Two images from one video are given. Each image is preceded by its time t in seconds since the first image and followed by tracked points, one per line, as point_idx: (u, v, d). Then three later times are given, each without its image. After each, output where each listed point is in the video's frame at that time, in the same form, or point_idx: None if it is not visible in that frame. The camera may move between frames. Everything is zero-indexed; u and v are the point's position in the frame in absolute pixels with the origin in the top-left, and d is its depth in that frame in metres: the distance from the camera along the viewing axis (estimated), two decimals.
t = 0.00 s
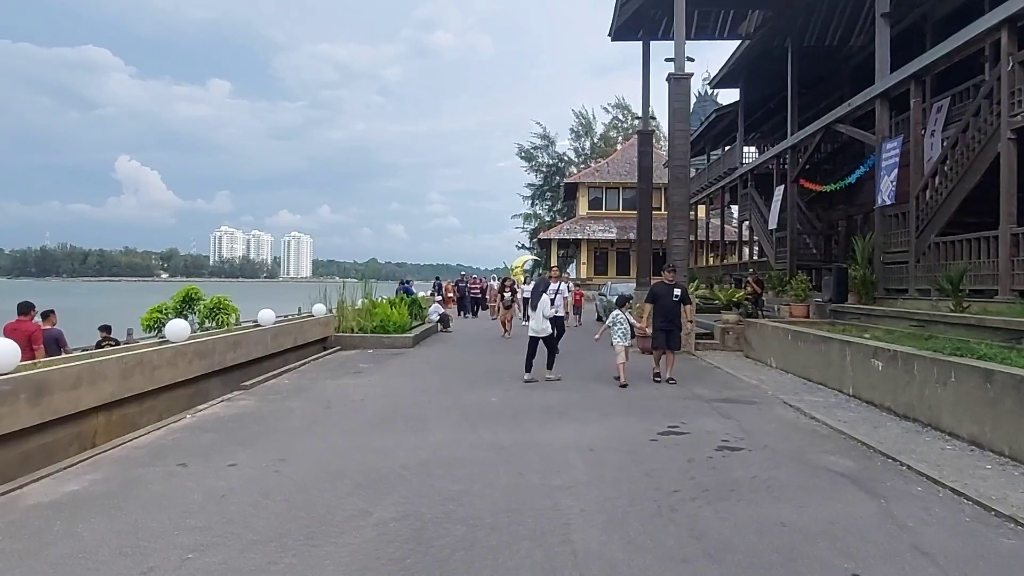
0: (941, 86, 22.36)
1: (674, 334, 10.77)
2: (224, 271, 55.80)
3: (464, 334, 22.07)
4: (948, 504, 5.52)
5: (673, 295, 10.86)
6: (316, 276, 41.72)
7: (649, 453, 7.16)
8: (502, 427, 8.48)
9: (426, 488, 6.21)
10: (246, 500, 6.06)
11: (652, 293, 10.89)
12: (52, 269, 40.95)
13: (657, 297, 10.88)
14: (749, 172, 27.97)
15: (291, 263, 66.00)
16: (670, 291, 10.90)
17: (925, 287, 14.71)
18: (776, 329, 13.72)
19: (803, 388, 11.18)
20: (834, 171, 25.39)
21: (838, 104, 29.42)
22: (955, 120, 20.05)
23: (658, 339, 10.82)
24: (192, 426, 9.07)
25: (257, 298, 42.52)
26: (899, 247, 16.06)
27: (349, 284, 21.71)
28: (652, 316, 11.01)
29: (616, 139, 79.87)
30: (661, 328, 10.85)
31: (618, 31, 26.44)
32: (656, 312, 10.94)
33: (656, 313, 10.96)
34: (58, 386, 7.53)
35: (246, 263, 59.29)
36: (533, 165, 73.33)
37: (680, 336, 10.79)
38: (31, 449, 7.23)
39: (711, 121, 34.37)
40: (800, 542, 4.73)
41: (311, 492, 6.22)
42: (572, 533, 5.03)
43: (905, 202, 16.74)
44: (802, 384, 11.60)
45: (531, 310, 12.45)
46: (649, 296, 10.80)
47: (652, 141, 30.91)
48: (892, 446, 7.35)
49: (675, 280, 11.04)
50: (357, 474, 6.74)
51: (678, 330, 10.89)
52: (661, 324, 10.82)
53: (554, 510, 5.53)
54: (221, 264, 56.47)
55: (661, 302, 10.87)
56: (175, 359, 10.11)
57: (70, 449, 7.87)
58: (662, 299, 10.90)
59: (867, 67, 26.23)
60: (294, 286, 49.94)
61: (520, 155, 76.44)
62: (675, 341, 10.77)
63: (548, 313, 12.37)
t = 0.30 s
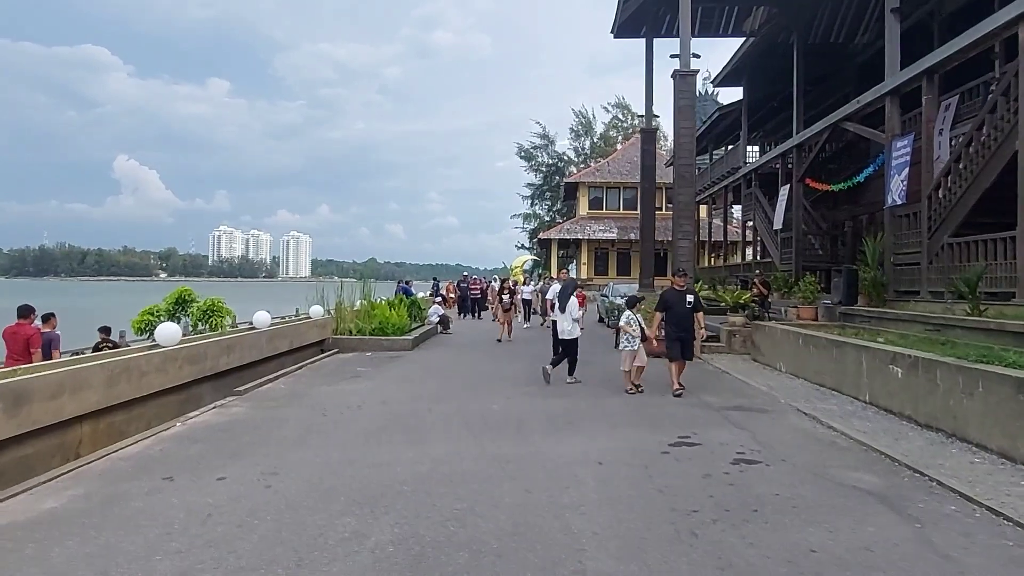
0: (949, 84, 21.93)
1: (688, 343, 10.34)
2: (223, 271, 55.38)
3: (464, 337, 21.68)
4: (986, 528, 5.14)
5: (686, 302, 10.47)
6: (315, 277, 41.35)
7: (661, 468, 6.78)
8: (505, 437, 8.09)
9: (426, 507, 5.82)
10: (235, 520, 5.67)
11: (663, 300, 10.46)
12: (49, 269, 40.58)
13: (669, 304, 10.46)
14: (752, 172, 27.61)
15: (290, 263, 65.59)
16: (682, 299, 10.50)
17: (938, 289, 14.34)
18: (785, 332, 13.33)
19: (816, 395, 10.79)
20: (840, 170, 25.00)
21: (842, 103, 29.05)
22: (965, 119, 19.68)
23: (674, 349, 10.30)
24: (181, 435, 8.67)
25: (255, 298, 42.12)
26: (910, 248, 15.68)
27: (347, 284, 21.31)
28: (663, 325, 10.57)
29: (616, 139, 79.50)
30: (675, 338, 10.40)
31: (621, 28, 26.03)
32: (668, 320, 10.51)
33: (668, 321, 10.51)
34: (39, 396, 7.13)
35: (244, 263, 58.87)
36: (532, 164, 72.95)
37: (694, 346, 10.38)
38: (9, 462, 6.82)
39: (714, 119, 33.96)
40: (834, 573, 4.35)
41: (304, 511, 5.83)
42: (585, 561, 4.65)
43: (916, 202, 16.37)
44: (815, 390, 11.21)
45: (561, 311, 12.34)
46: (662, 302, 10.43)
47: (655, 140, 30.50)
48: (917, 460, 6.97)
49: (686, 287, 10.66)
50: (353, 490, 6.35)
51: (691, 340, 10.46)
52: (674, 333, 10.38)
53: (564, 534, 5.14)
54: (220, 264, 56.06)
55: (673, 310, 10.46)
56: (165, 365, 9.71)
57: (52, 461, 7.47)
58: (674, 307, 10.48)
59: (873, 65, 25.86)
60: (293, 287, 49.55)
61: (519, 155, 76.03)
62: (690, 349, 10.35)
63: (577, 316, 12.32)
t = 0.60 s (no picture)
0: (955, 82, 21.60)
1: (698, 345, 10.00)
2: (221, 273, 55.02)
3: (462, 338, 21.32)
4: (1022, 545, 4.79)
5: (695, 302, 10.10)
6: (314, 278, 41.00)
7: (670, 478, 6.41)
8: (505, 444, 7.72)
9: (420, 521, 5.46)
10: (216, 536, 5.30)
11: (671, 300, 10.10)
12: (48, 270, 40.24)
13: (678, 304, 10.10)
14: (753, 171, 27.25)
15: (289, 264, 65.23)
16: (691, 298, 10.13)
17: (948, 290, 13.98)
18: (792, 334, 12.95)
19: (825, 399, 10.42)
20: (844, 169, 24.65)
21: (845, 101, 28.69)
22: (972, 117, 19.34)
23: (679, 352, 10.02)
24: (165, 443, 8.29)
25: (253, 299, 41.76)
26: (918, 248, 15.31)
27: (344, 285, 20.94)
28: (672, 326, 10.22)
29: (615, 139, 79.19)
30: (684, 340, 10.09)
31: (621, 26, 25.70)
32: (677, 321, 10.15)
33: (677, 323, 10.15)
34: (13, 401, 6.77)
35: (243, 264, 58.52)
36: (531, 165, 72.61)
37: (706, 347, 10.03)
38: None
39: (716, 119, 33.60)
40: None
41: (290, 526, 5.47)
42: None
43: (923, 201, 16.01)
44: (823, 394, 10.84)
45: (582, 313, 12.18)
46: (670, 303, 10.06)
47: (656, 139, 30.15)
48: (939, 469, 6.62)
49: (696, 285, 10.23)
50: (342, 502, 5.98)
51: (702, 340, 10.13)
52: (683, 335, 10.06)
53: (569, 552, 4.78)
54: (218, 265, 55.71)
55: (682, 310, 10.09)
56: (149, 369, 9.34)
57: (27, 470, 7.11)
58: (683, 307, 10.13)
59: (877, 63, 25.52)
60: (292, 288, 49.19)
61: (519, 155, 75.72)
62: (700, 351, 10.00)
63: (598, 318, 12.08)
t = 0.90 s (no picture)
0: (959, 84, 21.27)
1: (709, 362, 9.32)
2: (218, 279, 54.60)
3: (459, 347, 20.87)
4: None
5: (712, 315, 9.39)
6: (311, 285, 40.57)
7: (679, 500, 6.01)
8: (502, 463, 7.32)
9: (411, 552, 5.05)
10: (189, 569, 4.90)
11: (685, 310, 9.49)
12: (44, 277, 39.84)
13: (693, 314, 9.47)
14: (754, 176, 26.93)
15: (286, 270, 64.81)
16: (707, 310, 9.45)
17: (958, 296, 13.59)
18: (799, 343, 12.54)
19: (836, 411, 10.01)
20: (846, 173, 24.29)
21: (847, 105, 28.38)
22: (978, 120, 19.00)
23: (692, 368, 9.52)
24: (145, 461, 7.88)
25: (249, 306, 41.31)
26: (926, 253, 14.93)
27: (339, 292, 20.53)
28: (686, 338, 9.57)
29: (613, 145, 78.92)
30: (697, 355, 9.45)
31: (620, 29, 25.39)
32: (691, 333, 9.49)
33: (690, 335, 9.50)
34: None
35: (241, 271, 58.09)
36: (529, 170, 72.31)
37: (719, 364, 9.33)
38: None
39: (715, 123, 33.23)
40: None
41: (270, 556, 5.07)
42: None
43: (931, 205, 15.64)
44: (834, 406, 10.43)
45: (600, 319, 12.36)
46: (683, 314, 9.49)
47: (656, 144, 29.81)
48: (965, 490, 6.22)
49: (714, 296, 9.52)
50: (328, 529, 5.57)
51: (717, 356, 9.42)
52: (696, 350, 9.42)
53: None
54: (215, 272, 55.29)
55: (696, 322, 9.44)
56: (131, 383, 8.93)
57: None
58: (698, 318, 9.48)
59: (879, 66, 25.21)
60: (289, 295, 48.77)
61: (516, 161, 75.42)
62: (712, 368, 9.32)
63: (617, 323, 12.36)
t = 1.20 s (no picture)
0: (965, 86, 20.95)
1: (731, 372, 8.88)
2: (218, 285, 54.22)
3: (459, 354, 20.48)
4: None
5: (733, 319, 8.92)
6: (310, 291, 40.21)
7: (691, 521, 5.62)
8: (502, 479, 6.92)
9: None
10: None
11: (703, 315, 8.95)
12: (44, 284, 39.50)
13: (711, 319, 8.95)
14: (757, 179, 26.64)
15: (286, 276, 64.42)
16: (727, 314, 8.98)
17: (971, 302, 13.21)
18: (808, 350, 12.15)
19: (850, 422, 9.62)
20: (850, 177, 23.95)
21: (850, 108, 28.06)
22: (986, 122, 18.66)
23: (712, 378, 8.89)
24: (128, 477, 7.50)
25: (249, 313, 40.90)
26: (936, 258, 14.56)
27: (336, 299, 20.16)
28: (703, 345, 9.03)
29: (613, 150, 78.68)
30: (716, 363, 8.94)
31: (620, 32, 25.10)
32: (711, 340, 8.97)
33: (709, 342, 8.97)
34: None
35: (241, 277, 57.71)
36: (528, 176, 72.03)
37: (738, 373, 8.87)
38: None
39: (717, 126, 32.92)
40: None
41: None
42: None
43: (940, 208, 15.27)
44: (846, 416, 10.04)
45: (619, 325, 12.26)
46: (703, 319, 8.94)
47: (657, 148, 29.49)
48: (995, 509, 5.82)
49: (734, 300, 9.07)
50: (314, 554, 5.19)
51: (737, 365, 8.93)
52: (715, 357, 8.92)
53: None
54: (215, 278, 54.93)
55: (715, 327, 8.92)
56: (114, 394, 8.56)
57: None
58: (716, 322, 8.96)
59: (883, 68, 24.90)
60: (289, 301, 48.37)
61: (516, 167, 75.17)
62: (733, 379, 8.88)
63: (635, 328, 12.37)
